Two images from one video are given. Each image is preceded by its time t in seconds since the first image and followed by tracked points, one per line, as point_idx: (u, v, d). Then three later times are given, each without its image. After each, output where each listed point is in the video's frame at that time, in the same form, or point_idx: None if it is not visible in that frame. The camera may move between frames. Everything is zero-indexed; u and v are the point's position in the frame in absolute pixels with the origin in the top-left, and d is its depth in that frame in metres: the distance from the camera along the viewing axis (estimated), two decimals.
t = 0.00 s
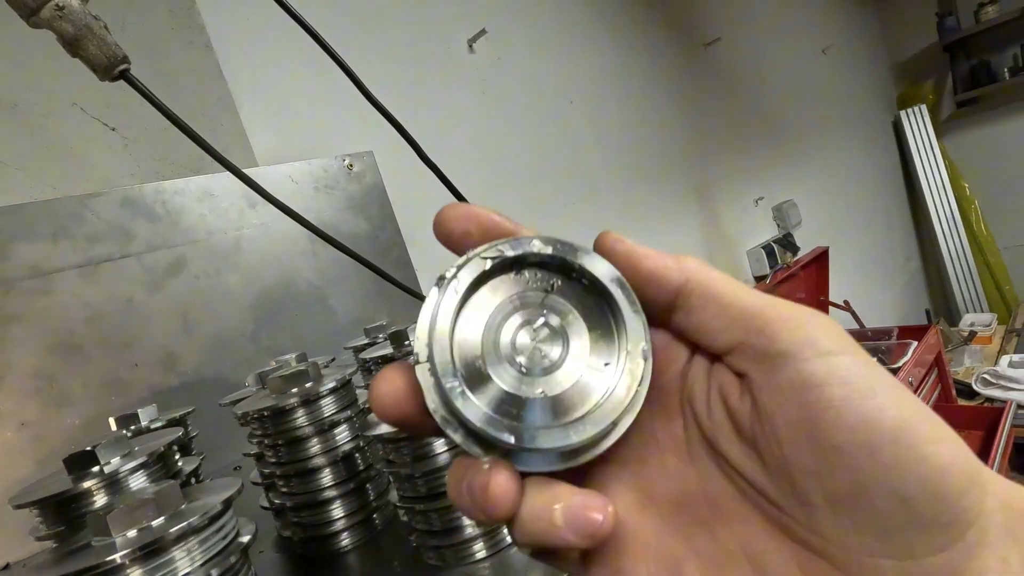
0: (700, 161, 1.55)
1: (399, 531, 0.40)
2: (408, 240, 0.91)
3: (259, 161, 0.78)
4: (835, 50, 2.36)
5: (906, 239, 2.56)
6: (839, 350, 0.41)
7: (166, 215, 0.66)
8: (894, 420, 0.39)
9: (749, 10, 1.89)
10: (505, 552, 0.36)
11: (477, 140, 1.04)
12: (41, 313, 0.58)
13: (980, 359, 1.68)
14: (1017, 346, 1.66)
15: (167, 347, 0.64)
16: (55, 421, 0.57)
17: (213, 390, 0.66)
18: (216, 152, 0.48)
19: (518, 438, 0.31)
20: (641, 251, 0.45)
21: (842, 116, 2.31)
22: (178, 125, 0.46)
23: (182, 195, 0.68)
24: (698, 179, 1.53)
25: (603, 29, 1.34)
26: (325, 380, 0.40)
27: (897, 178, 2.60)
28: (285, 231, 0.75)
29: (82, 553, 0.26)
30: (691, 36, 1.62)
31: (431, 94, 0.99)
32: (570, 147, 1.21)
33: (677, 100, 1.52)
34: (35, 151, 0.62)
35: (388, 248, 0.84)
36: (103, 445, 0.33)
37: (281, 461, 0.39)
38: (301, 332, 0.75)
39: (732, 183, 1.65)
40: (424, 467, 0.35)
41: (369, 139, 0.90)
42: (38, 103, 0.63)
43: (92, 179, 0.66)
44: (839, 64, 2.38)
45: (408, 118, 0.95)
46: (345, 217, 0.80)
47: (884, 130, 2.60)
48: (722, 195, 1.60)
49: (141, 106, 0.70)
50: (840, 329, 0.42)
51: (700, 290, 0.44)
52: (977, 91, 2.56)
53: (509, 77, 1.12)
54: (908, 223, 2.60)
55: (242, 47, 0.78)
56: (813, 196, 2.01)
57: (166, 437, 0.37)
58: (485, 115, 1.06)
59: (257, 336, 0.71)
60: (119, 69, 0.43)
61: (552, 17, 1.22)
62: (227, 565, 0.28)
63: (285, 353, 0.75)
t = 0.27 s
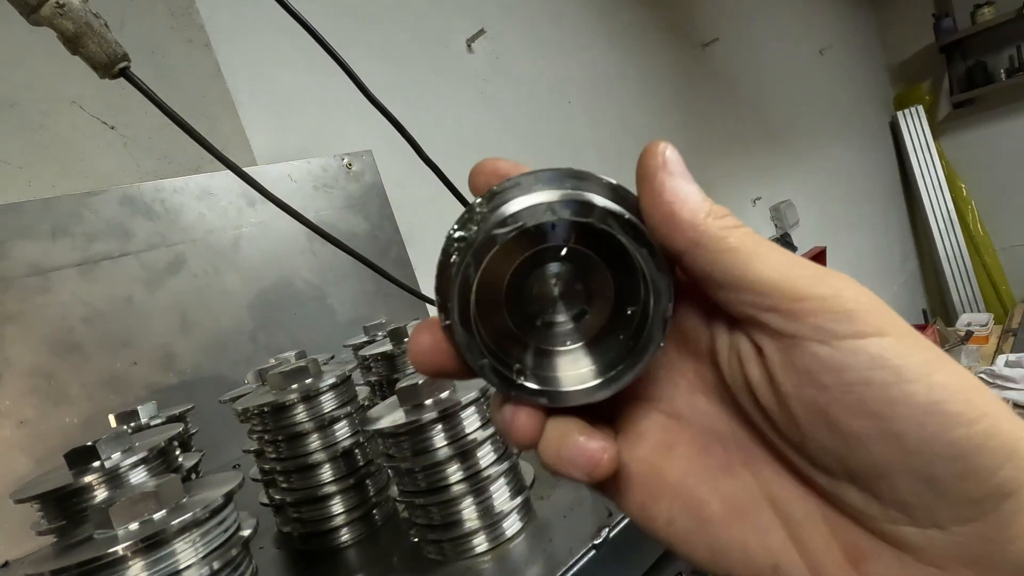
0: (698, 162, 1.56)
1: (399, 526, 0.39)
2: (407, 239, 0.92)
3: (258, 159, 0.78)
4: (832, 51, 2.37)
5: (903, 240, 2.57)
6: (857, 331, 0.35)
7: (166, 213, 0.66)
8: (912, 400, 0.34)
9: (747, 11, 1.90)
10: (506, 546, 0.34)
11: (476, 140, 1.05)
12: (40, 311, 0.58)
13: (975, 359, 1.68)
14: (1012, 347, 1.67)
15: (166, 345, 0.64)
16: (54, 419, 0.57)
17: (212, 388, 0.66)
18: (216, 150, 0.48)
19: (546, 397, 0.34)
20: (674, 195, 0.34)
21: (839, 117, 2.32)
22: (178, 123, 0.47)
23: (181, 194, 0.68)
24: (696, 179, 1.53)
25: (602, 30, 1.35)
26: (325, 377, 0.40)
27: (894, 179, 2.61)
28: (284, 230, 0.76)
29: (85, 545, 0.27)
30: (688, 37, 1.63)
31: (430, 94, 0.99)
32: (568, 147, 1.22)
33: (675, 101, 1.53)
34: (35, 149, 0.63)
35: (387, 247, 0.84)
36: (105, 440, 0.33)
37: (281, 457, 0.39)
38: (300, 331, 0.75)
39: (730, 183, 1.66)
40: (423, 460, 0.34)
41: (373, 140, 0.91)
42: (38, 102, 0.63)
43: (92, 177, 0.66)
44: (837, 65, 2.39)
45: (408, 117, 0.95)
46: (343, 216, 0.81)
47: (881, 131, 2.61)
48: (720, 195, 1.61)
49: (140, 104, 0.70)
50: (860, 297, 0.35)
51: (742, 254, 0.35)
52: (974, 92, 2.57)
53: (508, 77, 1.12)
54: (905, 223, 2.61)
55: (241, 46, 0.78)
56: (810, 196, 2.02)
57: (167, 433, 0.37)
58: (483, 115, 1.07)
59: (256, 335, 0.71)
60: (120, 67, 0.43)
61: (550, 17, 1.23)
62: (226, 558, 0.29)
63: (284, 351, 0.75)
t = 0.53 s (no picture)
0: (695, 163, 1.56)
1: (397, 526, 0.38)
2: (404, 241, 0.92)
3: (256, 161, 0.78)
4: (829, 53, 2.38)
5: (899, 241, 2.58)
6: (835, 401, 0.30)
7: (164, 215, 0.66)
8: (916, 450, 0.31)
9: (743, 13, 1.90)
10: (503, 548, 0.33)
11: (474, 142, 1.05)
12: (38, 313, 0.58)
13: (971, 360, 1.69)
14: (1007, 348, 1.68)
15: (164, 346, 0.65)
16: (51, 420, 0.57)
17: (210, 390, 0.67)
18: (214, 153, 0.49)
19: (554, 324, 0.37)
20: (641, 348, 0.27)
21: (836, 119, 2.33)
22: (176, 125, 0.47)
23: (179, 196, 0.68)
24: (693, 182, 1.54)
25: (599, 33, 1.35)
26: (323, 379, 0.40)
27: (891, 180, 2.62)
28: (282, 232, 0.76)
29: (84, 547, 0.27)
30: (686, 39, 1.63)
31: (427, 96, 0.99)
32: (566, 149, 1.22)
33: (672, 103, 1.53)
34: (33, 151, 0.63)
35: (384, 248, 0.84)
36: (104, 442, 0.33)
37: (280, 458, 0.39)
38: (299, 332, 0.75)
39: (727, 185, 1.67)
40: (419, 461, 0.32)
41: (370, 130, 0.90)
42: (36, 104, 0.63)
43: (90, 179, 0.66)
44: (833, 67, 2.39)
45: (406, 119, 0.96)
46: (341, 218, 0.81)
47: (878, 132, 2.62)
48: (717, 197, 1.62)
49: (138, 106, 0.70)
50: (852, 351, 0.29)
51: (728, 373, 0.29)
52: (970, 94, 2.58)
53: (507, 79, 1.13)
54: (901, 224, 2.62)
55: (239, 50, 0.79)
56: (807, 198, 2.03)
57: (167, 434, 0.37)
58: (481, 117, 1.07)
59: (254, 336, 0.71)
60: (118, 70, 0.44)
61: (548, 20, 1.23)
62: (225, 560, 0.29)
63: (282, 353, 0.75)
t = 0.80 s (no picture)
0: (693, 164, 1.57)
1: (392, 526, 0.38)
2: (401, 240, 0.92)
3: (252, 161, 0.78)
4: (826, 54, 2.38)
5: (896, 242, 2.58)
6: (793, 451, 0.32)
7: (160, 215, 0.66)
8: (907, 444, 0.31)
9: (740, 14, 1.91)
10: (497, 548, 0.33)
11: (471, 142, 1.05)
12: (34, 313, 0.58)
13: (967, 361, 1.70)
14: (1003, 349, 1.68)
15: (160, 346, 0.64)
16: (47, 421, 0.57)
17: (206, 390, 0.66)
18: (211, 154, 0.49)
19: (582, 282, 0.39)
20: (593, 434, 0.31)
21: (833, 120, 2.33)
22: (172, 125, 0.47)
23: (175, 196, 0.68)
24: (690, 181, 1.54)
25: (597, 33, 1.35)
26: (318, 379, 0.40)
27: (888, 181, 2.62)
28: (279, 232, 0.76)
29: (77, 547, 0.27)
30: (683, 39, 1.63)
31: (424, 96, 0.99)
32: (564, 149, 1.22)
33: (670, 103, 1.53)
34: (29, 151, 0.62)
35: (381, 248, 0.84)
36: (97, 442, 0.33)
37: (274, 459, 0.39)
38: (295, 332, 0.75)
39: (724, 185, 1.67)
40: (413, 462, 0.32)
41: (374, 119, 0.91)
42: (32, 104, 0.63)
43: (85, 179, 0.66)
44: (830, 68, 2.40)
45: (403, 120, 0.95)
46: (338, 218, 0.81)
47: (875, 133, 2.62)
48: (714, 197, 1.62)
49: (135, 106, 0.70)
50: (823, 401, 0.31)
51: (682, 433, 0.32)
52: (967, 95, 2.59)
53: (503, 79, 1.12)
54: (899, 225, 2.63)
55: (235, 49, 0.79)
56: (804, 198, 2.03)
57: (160, 434, 0.37)
58: (479, 117, 1.07)
59: (251, 336, 0.71)
60: (113, 70, 0.44)
61: (545, 20, 1.23)
62: (219, 559, 0.29)
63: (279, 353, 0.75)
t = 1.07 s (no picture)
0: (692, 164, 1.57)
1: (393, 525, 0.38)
2: (402, 241, 0.92)
3: (253, 162, 0.79)
4: (825, 54, 2.38)
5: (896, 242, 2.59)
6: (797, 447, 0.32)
7: (161, 217, 0.66)
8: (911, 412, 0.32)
9: (739, 15, 1.91)
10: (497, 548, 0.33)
11: (471, 142, 1.05)
12: (35, 314, 0.58)
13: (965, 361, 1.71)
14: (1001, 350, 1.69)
15: (161, 347, 0.65)
16: (48, 422, 0.57)
17: (206, 390, 0.67)
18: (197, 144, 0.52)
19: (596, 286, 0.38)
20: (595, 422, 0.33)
21: (832, 120, 2.33)
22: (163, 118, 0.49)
23: (176, 197, 0.68)
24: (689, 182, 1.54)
25: (597, 34, 1.36)
26: (319, 380, 0.41)
27: (887, 181, 2.63)
28: (279, 233, 0.76)
29: (80, 547, 0.27)
30: (682, 40, 1.64)
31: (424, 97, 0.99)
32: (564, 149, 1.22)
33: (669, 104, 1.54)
34: (30, 152, 0.63)
35: (382, 249, 0.85)
36: (100, 443, 0.34)
37: (276, 459, 0.39)
38: (296, 332, 0.76)
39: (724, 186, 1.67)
40: (414, 462, 0.33)
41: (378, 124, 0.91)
42: (33, 105, 0.63)
43: (87, 181, 0.66)
44: (829, 68, 2.40)
45: (403, 121, 0.96)
46: (338, 219, 0.81)
47: (874, 133, 2.62)
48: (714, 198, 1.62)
49: (135, 107, 0.70)
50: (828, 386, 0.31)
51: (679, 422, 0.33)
52: (966, 95, 2.59)
53: (503, 80, 1.13)
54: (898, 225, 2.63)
55: (236, 50, 0.79)
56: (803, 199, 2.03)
57: (163, 435, 0.37)
58: (479, 117, 1.07)
59: (251, 336, 0.72)
60: (114, 72, 0.44)
61: (545, 21, 1.23)
62: (221, 559, 0.29)
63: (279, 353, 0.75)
